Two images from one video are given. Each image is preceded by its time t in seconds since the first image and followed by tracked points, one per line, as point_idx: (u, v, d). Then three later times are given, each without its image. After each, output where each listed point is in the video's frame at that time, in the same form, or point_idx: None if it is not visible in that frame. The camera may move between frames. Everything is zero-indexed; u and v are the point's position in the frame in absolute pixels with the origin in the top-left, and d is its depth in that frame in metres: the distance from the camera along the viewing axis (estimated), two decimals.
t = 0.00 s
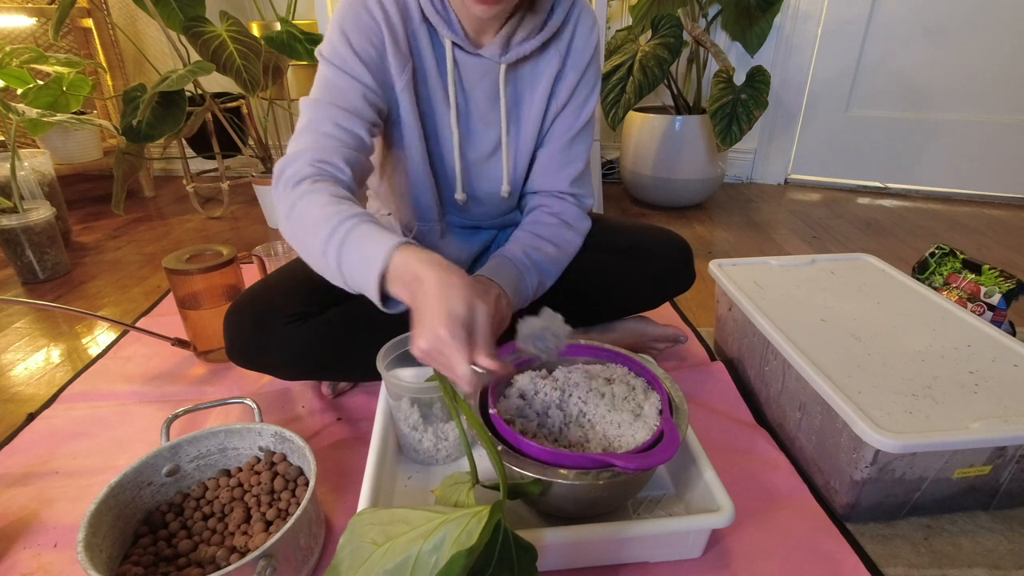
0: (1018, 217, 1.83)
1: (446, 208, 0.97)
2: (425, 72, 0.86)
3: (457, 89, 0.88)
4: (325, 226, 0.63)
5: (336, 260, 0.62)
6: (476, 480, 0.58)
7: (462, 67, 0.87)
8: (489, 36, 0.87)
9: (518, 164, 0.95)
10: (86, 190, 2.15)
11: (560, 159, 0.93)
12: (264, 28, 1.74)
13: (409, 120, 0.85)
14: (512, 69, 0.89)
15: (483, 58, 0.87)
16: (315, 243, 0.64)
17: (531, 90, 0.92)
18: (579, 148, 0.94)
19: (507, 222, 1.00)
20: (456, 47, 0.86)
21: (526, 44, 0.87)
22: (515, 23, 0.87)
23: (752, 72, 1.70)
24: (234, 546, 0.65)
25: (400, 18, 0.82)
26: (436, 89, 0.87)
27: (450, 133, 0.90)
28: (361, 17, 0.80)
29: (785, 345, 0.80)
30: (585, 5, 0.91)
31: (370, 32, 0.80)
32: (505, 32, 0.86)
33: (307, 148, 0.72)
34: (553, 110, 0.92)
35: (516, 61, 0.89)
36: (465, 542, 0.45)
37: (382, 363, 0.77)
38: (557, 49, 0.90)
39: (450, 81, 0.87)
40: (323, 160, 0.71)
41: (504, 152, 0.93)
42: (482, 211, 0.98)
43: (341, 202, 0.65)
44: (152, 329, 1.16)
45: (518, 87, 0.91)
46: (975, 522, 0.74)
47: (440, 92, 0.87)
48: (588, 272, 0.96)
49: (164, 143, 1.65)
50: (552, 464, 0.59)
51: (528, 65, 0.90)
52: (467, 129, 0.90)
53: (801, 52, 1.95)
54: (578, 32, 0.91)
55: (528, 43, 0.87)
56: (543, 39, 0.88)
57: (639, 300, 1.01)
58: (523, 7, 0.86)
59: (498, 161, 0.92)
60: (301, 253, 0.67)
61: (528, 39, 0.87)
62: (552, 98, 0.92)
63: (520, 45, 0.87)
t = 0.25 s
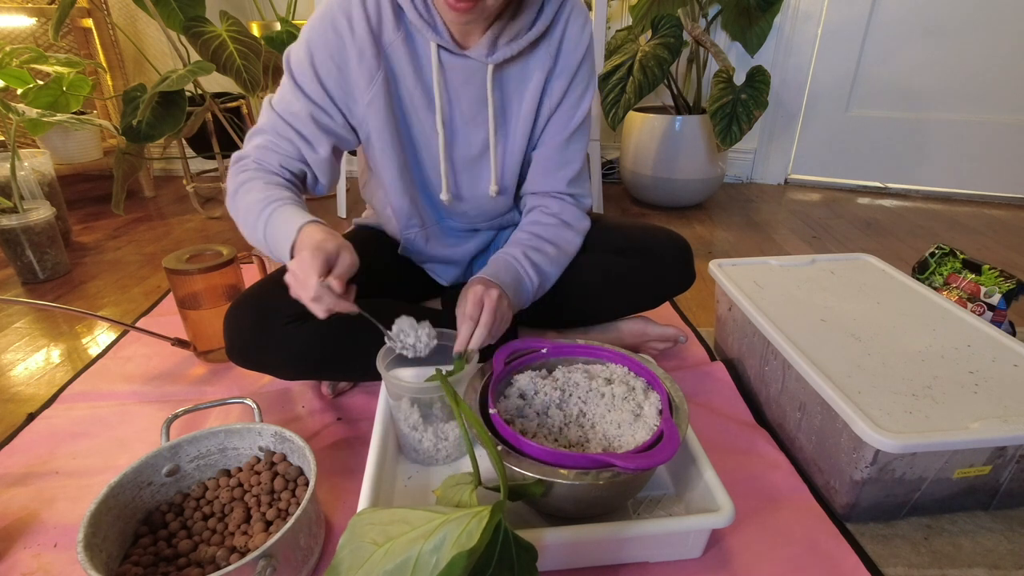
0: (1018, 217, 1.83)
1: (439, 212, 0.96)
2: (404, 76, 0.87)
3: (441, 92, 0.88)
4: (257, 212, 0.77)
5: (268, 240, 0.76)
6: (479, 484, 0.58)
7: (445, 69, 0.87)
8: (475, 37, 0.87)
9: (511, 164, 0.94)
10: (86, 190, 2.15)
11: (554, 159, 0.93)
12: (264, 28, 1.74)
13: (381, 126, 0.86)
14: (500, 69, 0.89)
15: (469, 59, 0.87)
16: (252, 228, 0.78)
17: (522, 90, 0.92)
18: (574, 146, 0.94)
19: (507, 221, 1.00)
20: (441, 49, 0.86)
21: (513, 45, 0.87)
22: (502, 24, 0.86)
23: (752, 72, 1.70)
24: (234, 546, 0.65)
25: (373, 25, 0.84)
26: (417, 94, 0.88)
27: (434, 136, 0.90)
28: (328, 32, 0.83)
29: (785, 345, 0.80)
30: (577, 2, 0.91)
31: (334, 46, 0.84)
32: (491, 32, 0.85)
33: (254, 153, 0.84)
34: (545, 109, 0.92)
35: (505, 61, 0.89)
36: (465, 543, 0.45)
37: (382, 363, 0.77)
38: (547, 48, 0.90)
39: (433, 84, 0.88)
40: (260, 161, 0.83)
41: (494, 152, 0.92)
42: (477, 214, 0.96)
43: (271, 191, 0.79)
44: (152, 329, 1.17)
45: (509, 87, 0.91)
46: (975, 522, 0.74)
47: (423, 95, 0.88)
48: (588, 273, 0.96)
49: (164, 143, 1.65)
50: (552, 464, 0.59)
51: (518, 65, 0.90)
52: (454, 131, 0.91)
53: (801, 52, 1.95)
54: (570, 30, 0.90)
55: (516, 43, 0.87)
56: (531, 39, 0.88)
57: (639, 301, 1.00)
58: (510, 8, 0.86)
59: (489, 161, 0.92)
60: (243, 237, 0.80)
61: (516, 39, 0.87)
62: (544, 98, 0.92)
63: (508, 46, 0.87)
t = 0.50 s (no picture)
0: (1018, 217, 1.83)
1: (434, 218, 0.97)
2: (395, 84, 0.87)
3: (434, 99, 0.88)
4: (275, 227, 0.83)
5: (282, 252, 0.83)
6: (479, 484, 0.58)
7: (437, 77, 0.87)
8: (467, 43, 0.87)
9: (506, 169, 0.93)
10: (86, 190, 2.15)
11: (550, 161, 0.93)
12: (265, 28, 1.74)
13: (374, 135, 0.86)
14: (494, 74, 0.89)
15: (461, 65, 0.87)
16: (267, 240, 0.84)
17: (517, 94, 0.91)
18: (571, 148, 0.94)
19: (507, 222, 1.00)
20: (433, 57, 0.86)
21: (506, 50, 0.87)
22: (494, 30, 0.86)
23: (752, 72, 1.70)
24: (234, 546, 0.65)
25: (363, 34, 0.84)
26: (410, 102, 0.88)
27: (427, 143, 0.90)
28: (319, 42, 0.84)
29: (785, 345, 0.80)
30: (571, 3, 0.90)
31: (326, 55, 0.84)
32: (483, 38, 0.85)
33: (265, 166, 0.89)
34: (541, 111, 0.92)
35: (498, 66, 0.88)
36: (465, 543, 0.45)
37: (382, 363, 0.77)
38: (540, 52, 0.90)
39: (425, 91, 0.88)
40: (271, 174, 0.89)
41: (488, 157, 0.92)
42: (475, 218, 0.96)
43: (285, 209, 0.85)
44: (152, 329, 1.16)
45: (504, 91, 0.91)
46: (975, 522, 0.74)
47: (416, 103, 0.88)
48: (588, 273, 0.96)
49: (164, 143, 1.65)
50: (552, 464, 0.59)
51: (512, 69, 0.90)
52: (448, 138, 0.91)
53: (801, 52, 1.95)
54: (564, 32, 0.90)
55: (508, 48, 0.87)
56: (523, 44, 0.88)
57: (639, 301, 1.00)
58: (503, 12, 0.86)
59: (485, 166, 0.92)
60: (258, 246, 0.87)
61: (508, 44, 0.87)
62: (539, 100, 0.92)
63: (500, 50, 0.87)
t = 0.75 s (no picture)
0: (1018, 217, 1.83)
1: (438, 216, 0.96)
2: (403, 81, 0.86)
3: (442, 97, 0.88)
4: (310, 251, 0.72)
5: (323, 279, 0.72)
6: (479, 484, 0.58)
7: (445, 75, 0.87)
8: (475, 44, 0.87)
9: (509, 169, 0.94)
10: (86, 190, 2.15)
11: (554, 161, 0.93)
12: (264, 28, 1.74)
13: (385, 132, 0.85)
14: (500, 74, 0.89)
15: (469, 65, 0.87)
16: (298, 268, 0.73)
17: (522, 94, 0.92)
18: (573, 148, 0.94)
19: (507, 222, 1.00)
20: (442, 56, 0.86)
21: (513, 50, 0.87)
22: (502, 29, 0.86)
23: (752, 72, 1.70)
24: (234, 546, 0.65)
25: (375, 30, 0.83)
26: (418, 100, 0.87)
27: (434, 142, 0.90)
28: (333, 37, 0.81)
29: (785, 345, 0.80)
30: (574, 6, 0.91)
31: (343, 50, 0.81)
32: (491, 36, 0.85)
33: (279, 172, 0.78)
34: (545, 111, 0.92)
35: (504, 66, 0.89)
36: (466, 544, 0.45)
37: (382, 363, 0.77)
38: (546, 52, 0.90)
39: (433, 89, 0.87)
40: (291, 182, 0.78)
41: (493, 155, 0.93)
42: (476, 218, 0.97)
43: (323, 227, 0.74)
44: (152, 329, 1.17)
45: (509, 91, 0.91)
46: (975, 522, 0.74)
47: (423, 101, 0.87)
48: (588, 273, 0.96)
49: (164, 143, 1.65)
50: (552, 464, 0.59)
51: (517, 69, 0.90)
52: (454, 136, 0.90)
53: (802, 52, 1.95)
54: (568, 34, 0.91)
55: (515, 48, 0.87)
56: (530, 44, 0.88)
57: (639, 301, 1.00)
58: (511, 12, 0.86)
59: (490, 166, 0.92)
60: (283, 271, 0.75)
61: (515, 43, 0.87)
62: (543, 100, 0.92)
63: (507, 50, 0.87)
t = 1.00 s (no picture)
0: (1018, 217, 1.83)
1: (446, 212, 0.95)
2: (422, 74, 0.85)
3: (459, 92, 0.87)
4: (357, 263, 0.68)
5: (370, 297, 0.68)
6: (479, 484, 0.58)
7: (462, 70, 0.86)
8: (491, 39, 0.87)
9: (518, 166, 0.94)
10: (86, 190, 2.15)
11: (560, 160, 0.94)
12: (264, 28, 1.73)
13: (407, 124, 0.84)
14: (513, 71, 0.89)
15: (485, 61, 0.86)
16: (342, 278, 0.69)
17: (533, 92, 0.91)
18: (579, 148, 0.94)
19: (508, 222, 0.99)
20: (458, 51, 0.85)
21: (529, 47, 0.87)
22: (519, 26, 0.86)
23: (752, 72, 1.70)
24: (234, 546, 0.65)
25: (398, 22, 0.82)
26: (438, 93, 0.86)
27: (450, 136, 0.89)
28: (358, 23, 0.80)
29: (786, 345, 0.80)
30: (586, 7, 0.91)
31: (371, 36, 0.80)
32: (508, 34, 0.85)
33: (318, 170, 0.76)
34: (554, 110, 0.92)
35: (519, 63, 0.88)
36: (466, 544, 0.45)
37: (382, 363, 0.77)
38: (560, 50, 0.90)
39: (450, 83, 0.86)
40: (330, 180, 0.76)
41: (507, 152, 0.92)
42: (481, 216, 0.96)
43: (367, 238, 0.70)
44: (152, 329, 1.16)
45: (521, 89, 0.91)
46: (975, 522, 0.74)
47: (442, 95, 0.86)
48: (587, 273, 0.96)
49: (164, 143, 1.65)
50: (552, 465, 0.59)
51: (530, 66, 0.90)
52: (469, 132, 0.90)
53: (802, 52, 1.95)
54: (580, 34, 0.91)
55: (532, 45, 0.87)
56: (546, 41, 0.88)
57: (639, 301, 1.00)
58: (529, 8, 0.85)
59: (505, 164, 0.93)
60: (323, 278, 0.72)
61: (532, 40, 0.87)
62: (553, 99, 0.92)
63: (524, 47, 0.87)
